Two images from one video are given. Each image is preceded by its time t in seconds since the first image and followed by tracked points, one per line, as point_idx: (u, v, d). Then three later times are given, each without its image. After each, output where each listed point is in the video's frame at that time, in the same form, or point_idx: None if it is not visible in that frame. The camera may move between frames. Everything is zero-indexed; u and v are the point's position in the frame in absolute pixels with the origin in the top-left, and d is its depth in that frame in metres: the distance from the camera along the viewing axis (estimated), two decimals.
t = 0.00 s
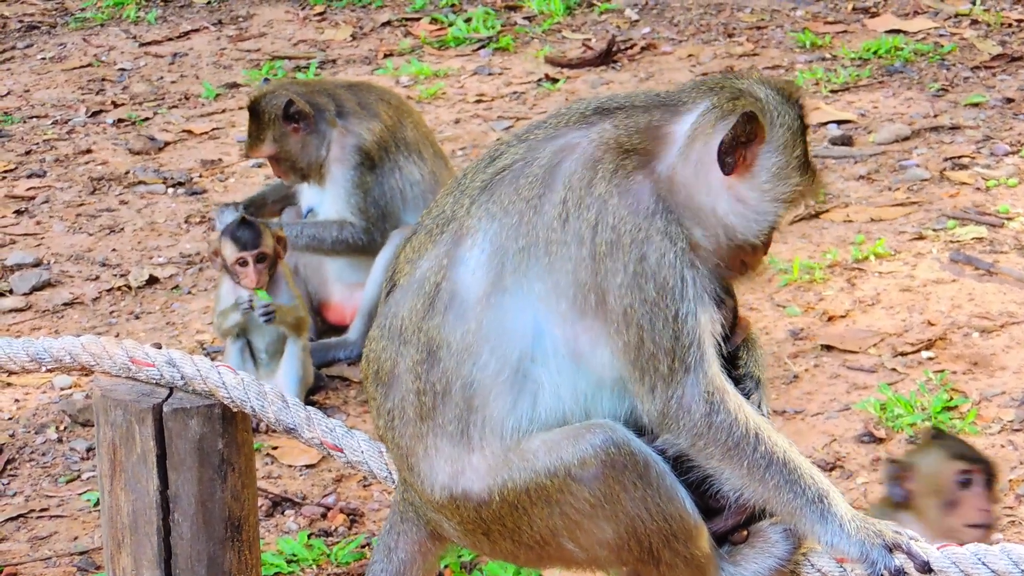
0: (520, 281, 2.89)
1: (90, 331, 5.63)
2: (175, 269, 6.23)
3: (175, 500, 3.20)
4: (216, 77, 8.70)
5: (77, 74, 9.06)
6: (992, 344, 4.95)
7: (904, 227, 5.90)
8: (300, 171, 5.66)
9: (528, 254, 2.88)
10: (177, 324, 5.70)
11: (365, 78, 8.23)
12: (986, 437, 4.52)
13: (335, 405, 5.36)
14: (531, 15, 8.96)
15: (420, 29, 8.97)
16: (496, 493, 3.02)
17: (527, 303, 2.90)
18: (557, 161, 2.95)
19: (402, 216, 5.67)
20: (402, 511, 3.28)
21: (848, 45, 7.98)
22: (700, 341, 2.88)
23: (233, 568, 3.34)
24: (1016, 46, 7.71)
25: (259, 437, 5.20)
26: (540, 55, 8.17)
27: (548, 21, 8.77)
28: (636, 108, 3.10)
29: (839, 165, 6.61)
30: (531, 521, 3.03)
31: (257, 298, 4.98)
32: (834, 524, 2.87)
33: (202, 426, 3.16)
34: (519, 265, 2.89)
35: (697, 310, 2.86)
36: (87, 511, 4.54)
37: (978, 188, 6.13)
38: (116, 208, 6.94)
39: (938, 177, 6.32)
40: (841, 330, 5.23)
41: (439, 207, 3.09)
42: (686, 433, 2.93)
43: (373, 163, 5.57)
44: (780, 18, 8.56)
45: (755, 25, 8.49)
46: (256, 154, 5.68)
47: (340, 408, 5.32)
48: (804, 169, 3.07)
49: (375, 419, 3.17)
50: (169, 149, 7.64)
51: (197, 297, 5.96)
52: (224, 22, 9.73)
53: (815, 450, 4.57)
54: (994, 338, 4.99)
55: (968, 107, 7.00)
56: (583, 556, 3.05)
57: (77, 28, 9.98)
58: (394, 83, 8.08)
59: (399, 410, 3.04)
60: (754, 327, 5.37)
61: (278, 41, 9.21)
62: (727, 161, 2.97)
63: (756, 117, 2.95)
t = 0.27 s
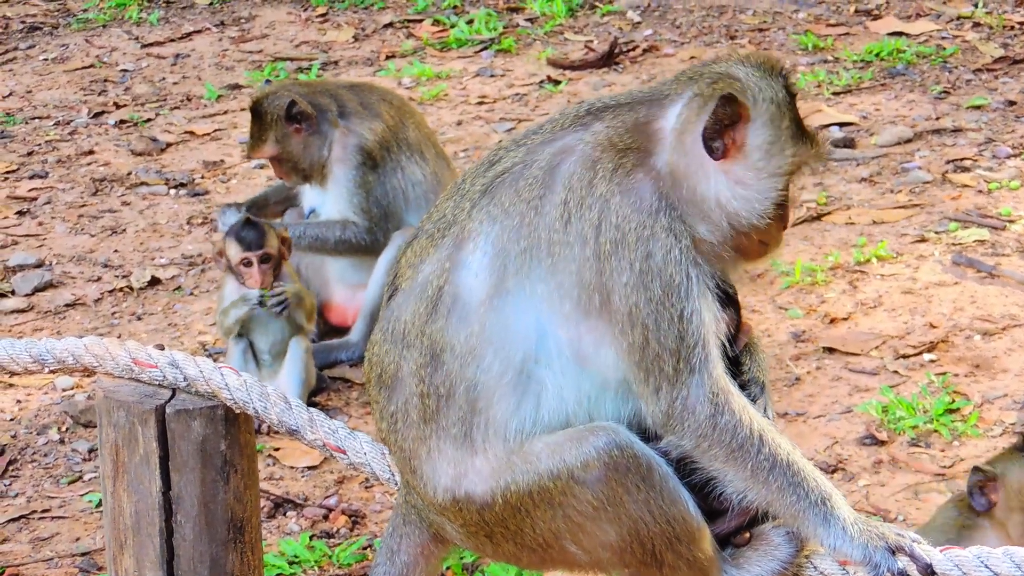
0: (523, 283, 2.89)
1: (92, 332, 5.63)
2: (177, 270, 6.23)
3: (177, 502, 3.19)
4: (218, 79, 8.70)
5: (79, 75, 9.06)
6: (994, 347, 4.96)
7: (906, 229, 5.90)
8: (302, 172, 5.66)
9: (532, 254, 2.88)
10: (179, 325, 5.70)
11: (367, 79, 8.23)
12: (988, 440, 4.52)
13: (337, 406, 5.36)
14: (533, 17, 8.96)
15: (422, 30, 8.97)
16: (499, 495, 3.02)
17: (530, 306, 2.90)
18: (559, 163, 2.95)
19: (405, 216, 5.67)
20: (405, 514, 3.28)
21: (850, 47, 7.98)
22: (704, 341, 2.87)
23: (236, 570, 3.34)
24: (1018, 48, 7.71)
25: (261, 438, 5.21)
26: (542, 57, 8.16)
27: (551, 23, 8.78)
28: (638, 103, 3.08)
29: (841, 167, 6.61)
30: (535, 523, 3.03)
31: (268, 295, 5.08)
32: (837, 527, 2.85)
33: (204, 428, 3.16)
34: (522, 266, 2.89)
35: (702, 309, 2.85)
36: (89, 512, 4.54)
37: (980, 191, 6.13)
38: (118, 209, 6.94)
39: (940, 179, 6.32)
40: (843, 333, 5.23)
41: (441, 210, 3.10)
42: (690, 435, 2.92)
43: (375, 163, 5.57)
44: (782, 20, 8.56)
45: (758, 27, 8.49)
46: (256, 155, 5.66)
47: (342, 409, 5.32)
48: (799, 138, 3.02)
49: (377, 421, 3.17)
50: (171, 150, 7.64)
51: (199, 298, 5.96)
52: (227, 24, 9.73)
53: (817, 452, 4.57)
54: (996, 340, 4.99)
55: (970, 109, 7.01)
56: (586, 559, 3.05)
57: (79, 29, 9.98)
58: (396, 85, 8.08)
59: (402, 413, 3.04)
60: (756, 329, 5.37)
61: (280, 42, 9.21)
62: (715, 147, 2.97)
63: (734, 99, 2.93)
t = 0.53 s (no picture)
0: (525, 284, 2.90)
1: (94, 332, 5.63)
2: (180, 270, 6.23)
3: (181, 501, 3.19)
4: (220, 79, 8.70)
5: (81, 75, 9.06)
6: (997, 349, 4.97)
7: (909, 231, 5.91)
8: (303, 173, 5.66)
9: (533, 256, 2.89)
10: (181, 325, 5.70)
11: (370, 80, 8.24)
12: (990, 442, 4.53)
13: (340, 406, 5.36)
14: (535, 18, 8.97)
15: (425, 31, 8.98)
16: (502, 494, 3.01)
17: (533, 306, 2.90)
18: (558, 165, 2.95)
19: (406, 217, 5.68)
20: (408, 513, 3.28)
21: (853, 49, 7.99)
22: (707, 345, 2.87)
23: (239, 570, 3.33)
24: (1020, 50, 7.72)
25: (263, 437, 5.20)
26: (544, 58, 8.17)
27: (553, 24, 8.78)
28: (622, 99, 3.09)
29: (844, 169, 6.62)
30: (538, 522, 3.02)
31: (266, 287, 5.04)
32: (840, 530, 2.84)
33: (208, 428, 3.15)
34: (524, 266, 2.90)
35: (704, 311, 2.85)
36: (91, 512, 4.54)
37: (982, 192, 6.14)
38: (121, 209, 6.94)
39: (943, 181, 6.32)
40: (845, 334, 5.24)
41: (445, 211, 3.10)
42: (693, 437, 2.92)
43: (377, 165, 5.58)
44: (784, 22, 8.57)
45: (760, 28, 8.49)
46: (257, 155, 5.66)
47: (344, 409, 5.32)
48: (757, 113, 2.91)
49: (381, 420, 3.16)
50: (174, 151, 7.64)
51: (201, 299, 5.96)
52: (229, 24, 9.74)
53: (820, 453, 4.57)
54: (999, 342, 5.00)
55: (973, 111, 7.01)
56: (589, 559, 3.04)
57: (81, 29, 9.98)
58: (398, 86, 8.09)
59: (406, 412, 3.04)
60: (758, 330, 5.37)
61: (282, 43, 9.21)
62: (672, 144, 2.89)
63: (678, 95, 2.87)
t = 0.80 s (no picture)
0: (524, 286, 2.90)
1: (96, 331, 5.63)
2: (181, 270, 6.23)
3: (182, 501, 3.19)
4: (222, 79, 8.70)
5: (83, 75, 9.06)
6: (998, 350, 4.97)
7: (910, 232, 5.91)
8: (304, 176, 5.67)
9: (532, 258, 2.89)
10: (182, 325, 5.70)
11: (371, 81, 8.24)
12: (991, 443, 4.54)
13: (341, 406, 5.36)
14: (537, 19, 8.97)
15: (426, 32, 8.98)
16: (504, 493, 3.01)
17: (533, 307, 2.90)
18: (556, 167, 2.95)
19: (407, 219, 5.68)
20: (410, 513, 3.28)
21: (854, 50, 7.99)
22: (707, 347, 2.87)
23: (241, 570, 3.33)
24: (1022, 52, 7.72)
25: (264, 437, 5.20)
26: (545, 59, 8.17)
27: (555, 24, 8.79)
28: (615, 99, 3.09)
29: (845, 170, 6.62)
30: (539, 522, 3.02)
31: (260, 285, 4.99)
32: (840, 532, 2.83)
33: (210, 427, 3.15)
34: (524, 268, 2.90)
35: (704, 313, 2.85)
36: (92, 511, 4.53)
37: (984, 194, 6.14)
38: (122, 209, 6.94)
39: (944, 182, 6.33)
40: (846, 335, 5.24)
41: (445, 212, 3.11)
42: (693, 439, 2.92)
43: (377, 167, 5.58)
44: (786, 23, 8.57)
45: (761, 29, 8.50)
46: (258, 158, 5.64)
47: (345, 409, 5.32)
48: (732, 115, 2.89)
49: (382, 420, 3.16)
50: (175, 151, 7.64)
51: (202, 298, 5.95)
52: (230, 24, 9.74)
53: (821, 454, 4.57)
54: (1000, 343, 5.00)
55: (974, 112, 7.02)
56: (591, 558, 3.04)
57: (82, 29, 9.98)
58: (400, 86, 8.09)
59: (407, 412, 3.04)
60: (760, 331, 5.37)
61: (283, 43, 9.21)
62: (652, 150, 2.89)
63: (652, 99, 2.86)
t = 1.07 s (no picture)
0: (520, 285, 2.90)
1: (95, 332, 5.63)
2: (180, 271, 6.23)
3: (182, 500, 3.19)
4: (221, 79, 8.71)
5: (82, 76, 9.07)
6: (998, 348, 4.96)
7: (910, 230, 5.91)
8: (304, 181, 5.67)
9: (527, 258, 2.89)
10: (182, 325, 5.70)
11: (371, 81, 8.24)
12: (991, 440, 4.54)
13: (341, 406, 5.36)
14: (536, 18, 8.97)
15: (426, 31, 8.98)
16: (503, 490, 3.01)
17: (530, 306, 2.90)
18: (550, 167, 2.95)
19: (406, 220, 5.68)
20: (409, 512, 3.28)
21: (854, 48, 7.98)
22: (704, 345, 2.88)
23: (240, 569, 3.33)
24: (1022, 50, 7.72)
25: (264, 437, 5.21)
26: (545, 58, 8.17)
27: (554, 23, 8.79)
28: (603, 95, 3.09)
29: (845, 168, 6.62)
30: (538, 519, 3.02)
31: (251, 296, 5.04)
32: (839, 529, 2.83)
33: (209, 427, 3.15)
34: (520, 266, 2.90)
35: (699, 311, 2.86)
36: (92, 512, 4.54)
37: (983, 192, 6.14)
38: (122, 209, 6.94)
39: (944, 180, 6.32)
40: (846, 333, 5.23)
41: (441, 212, 3.11)
42: (691, 437, 2.92)
43: (377, 170, 5.58)
44: (785, 21, 8.57)
45: (761, 28, 8.49)
46: (257, 162, 5.66)
47: (345, 409, 5.32)
48: (706, 105, 2.89)
49: (380, 418, 3.16)
50: (175, 151, 7.64)
51: (201, 299, 5.95)
52: (230, 24, 9.75)
53: (820, 452, 4.56)
54: (1000, 341, 4.99)
55: (974, 110, 7.01)
56: (590, 556, 3.04)
57: (82, 29, 9.98)
58: (399, 86, 8.09)
59: (405, 410, 3.04)
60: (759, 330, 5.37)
61: (283, 43, 9.22)
62: (634, 143, 2.89)
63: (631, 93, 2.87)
